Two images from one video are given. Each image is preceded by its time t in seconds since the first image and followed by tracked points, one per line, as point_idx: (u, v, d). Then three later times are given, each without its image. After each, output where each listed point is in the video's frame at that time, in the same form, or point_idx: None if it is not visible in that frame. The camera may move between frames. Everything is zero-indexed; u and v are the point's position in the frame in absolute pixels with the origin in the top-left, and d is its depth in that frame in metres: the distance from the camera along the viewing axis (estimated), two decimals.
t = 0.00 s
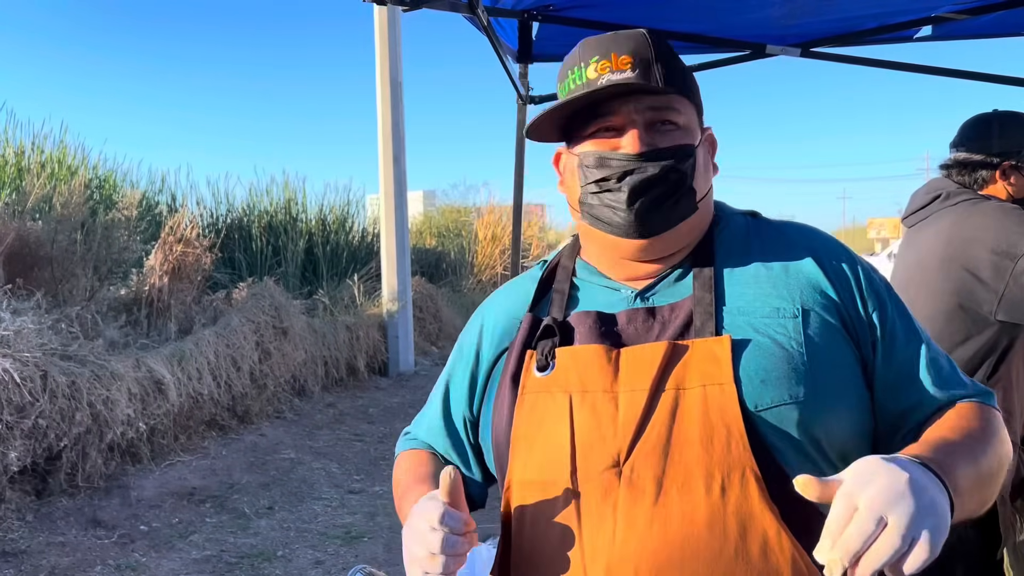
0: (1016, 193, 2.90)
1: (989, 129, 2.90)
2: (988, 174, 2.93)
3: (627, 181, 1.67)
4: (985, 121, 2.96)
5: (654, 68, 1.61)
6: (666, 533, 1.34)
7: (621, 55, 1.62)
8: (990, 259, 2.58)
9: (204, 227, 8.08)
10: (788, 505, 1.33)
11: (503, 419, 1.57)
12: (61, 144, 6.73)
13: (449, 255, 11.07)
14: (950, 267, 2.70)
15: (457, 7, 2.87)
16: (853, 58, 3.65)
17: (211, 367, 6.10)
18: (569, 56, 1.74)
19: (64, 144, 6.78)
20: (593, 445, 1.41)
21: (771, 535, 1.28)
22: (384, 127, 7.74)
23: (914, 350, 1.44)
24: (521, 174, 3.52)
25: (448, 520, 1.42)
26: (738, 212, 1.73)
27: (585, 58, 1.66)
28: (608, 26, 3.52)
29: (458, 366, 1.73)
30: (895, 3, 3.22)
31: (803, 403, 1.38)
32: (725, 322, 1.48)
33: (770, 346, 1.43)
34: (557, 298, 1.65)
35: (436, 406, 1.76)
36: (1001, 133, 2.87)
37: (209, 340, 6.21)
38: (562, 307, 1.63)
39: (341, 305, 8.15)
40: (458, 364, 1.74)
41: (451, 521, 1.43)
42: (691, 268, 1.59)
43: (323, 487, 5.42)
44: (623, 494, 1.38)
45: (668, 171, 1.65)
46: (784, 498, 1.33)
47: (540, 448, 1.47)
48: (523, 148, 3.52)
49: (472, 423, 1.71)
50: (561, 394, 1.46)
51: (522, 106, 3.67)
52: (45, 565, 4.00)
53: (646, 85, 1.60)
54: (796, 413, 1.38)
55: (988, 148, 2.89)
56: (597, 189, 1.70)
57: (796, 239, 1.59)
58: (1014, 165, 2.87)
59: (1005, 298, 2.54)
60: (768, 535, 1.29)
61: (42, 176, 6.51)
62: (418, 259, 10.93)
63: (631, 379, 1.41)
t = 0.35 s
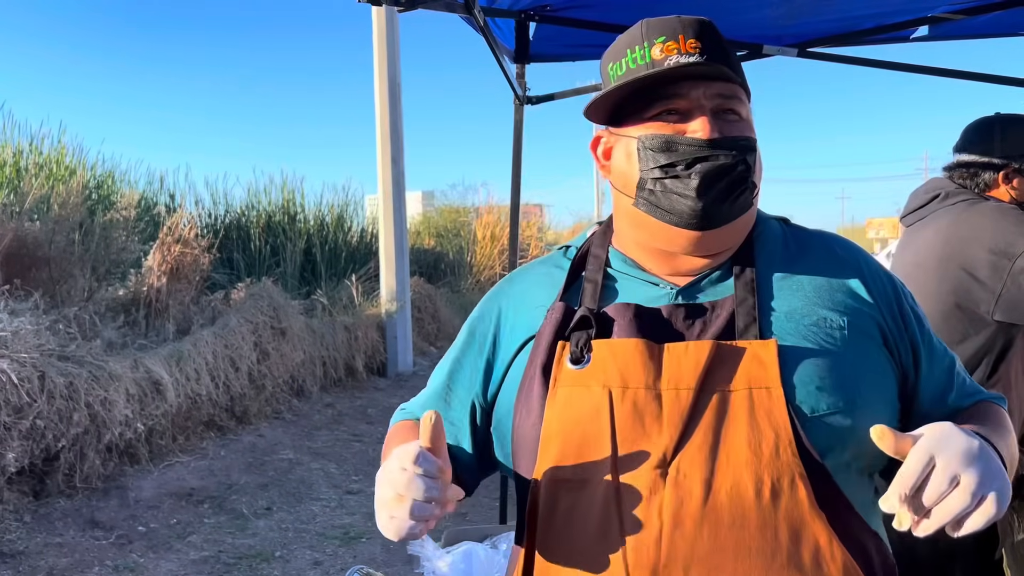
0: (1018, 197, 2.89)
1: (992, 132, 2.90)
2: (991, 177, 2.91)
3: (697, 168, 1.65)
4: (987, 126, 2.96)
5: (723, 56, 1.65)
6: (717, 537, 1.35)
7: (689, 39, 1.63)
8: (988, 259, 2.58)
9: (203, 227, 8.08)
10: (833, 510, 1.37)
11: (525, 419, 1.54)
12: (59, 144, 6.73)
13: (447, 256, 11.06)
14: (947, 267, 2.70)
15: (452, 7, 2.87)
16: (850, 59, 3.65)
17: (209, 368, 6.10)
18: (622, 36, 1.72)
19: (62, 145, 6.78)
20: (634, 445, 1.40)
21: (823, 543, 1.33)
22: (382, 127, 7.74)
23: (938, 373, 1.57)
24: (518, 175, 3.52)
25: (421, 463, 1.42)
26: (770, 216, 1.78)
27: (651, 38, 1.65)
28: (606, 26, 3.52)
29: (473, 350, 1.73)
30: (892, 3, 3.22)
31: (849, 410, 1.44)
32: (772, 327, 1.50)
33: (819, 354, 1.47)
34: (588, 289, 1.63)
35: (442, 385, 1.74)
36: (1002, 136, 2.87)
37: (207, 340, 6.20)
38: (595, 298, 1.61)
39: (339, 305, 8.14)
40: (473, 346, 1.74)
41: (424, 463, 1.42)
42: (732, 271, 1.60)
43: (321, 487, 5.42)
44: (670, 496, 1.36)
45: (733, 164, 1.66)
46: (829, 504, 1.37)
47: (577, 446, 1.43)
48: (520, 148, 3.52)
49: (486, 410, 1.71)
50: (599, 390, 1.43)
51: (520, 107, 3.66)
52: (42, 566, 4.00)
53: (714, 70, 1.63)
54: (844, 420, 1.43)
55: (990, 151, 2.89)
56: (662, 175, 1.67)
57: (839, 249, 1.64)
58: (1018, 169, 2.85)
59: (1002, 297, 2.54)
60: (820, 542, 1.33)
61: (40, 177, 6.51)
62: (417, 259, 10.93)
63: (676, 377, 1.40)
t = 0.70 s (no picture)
0: (1014, 195, 2.91)
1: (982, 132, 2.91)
2: (986, 177, 2.92)
3: (633, 183, 1.68)
4: (979, 124, 2.97)
5: (655, 61, 1.62)
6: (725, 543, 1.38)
7: (620, 53, 1.64)
8: (983, 260, 2.59)
9: (200, 227, 8.08)
10: (843, 519, 1.40)
11: (524, 422, 1.56)
12: (56, 145, 6.72)
13: (445, 256, 11.06)
14: (944, 268, 2.71)
15: (449, 8, 2.88)
16: (846, 59, 3.66)
17: (207, 369, 6.10)
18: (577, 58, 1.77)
19: (60, 146, 6.77)
20: (644, 450, 1.43)
21: (833, 552, 1.36)
22: (380, 127, 7.74)
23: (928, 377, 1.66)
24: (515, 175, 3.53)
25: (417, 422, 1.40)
26: (768, 218, 1.79)
27: (588, 61, 1.70)
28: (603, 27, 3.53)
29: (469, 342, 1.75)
30: (888, 4, 3.23)
31: (860, 414, 1.48)
32: (781, 332, 1.54)
33: (829, 360, 1.51)
34: (593, 290, 1.69)
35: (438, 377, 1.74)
36: (994, 136, 2.88)
37: (205, 341, 6.21)
38: (600, 300, 1.67)
39: (337, 305, 8.14)
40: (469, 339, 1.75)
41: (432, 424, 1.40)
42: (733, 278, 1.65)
43: (320, 488, 5.42)
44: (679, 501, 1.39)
45: (684, 166, 1.67)
46: (840, 513, 1.40)
47: (590, 453, 1.47)
48: (517, 148, 3.53)
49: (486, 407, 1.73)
50: (608, 394, 1.47)
51: (517, 107, 3.67)
52: (40, 566, 4.00)
53: (643, 80, 1.62)
54: (855, 424, 1.48)
55: (983, 152, 2.90)
56: (606, 195, 1.72)
57: (840, 256, 1.69)
58: (1010, 168, 2.87)
59: (998, 298, 2.55)
60: (830, 551, 1.36)
61: (37, 177, 6.50)
62: (414, 260, 10.93)
63: (688, 384, 1.44)
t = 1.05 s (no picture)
0: (1008, 192, 2.95)
1: (974, 131, 2.94)
2: (980, 176, 2.95)
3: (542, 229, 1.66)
4: (969, 124, 3.00)
5: (545, 105, 1.60)
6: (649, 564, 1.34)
7: (516, 105, 1.64)
8: (981, 259, 2.60)
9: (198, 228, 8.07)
10: (772, 528, 1.30)
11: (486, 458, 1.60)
12: (53, 146, 6.70)
13: (442, 257, 11.07)
14: (942, 268, 2.71)
15: (447, 9, 2.88)
16: (842, 59, 3.67)
17: (204, 370, 6.09)
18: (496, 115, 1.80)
19: (56, 147, 6.76)
20: (576, 474, 1.42)
21: (754, 563, 1.27)
22: (377, 127, 7.75)
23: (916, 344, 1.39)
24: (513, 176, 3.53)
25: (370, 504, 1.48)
26: (711, 216, 1.71)
27: (495, 116, 1.71)
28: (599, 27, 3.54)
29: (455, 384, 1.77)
30: (884, 4, 3.24)
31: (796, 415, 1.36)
32: (704, 336, 1.46)
33: (756, 357, 1.40)
34: (539, 324, 1.69)
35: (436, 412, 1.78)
36: (986, 134, 2.91)
37: (202, 342, 6.20)
38: (544, 332, 1.66)
39: (335, 306, 8.14)
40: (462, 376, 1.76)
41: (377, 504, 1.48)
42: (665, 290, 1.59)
43: (317, 489, 5.42)
44: (604, 524, 1.38)
45: (588, 202, 1.62)
46: (772, 533, 1.30)
47: (529, 478, 1.48)
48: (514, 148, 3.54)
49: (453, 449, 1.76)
50: (545, 419, 1.46)
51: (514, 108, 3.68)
52: (38, 568, 3.99)
53: (536, 129, 1.60)
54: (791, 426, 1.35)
55: (977, 151, 2.93)
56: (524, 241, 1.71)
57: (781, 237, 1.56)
58: (1004, 165, 2.91)
59: (995, 297, 2.56)
60: (751, 564, 1.27)
61: (34, 179, 6.48)
62: (412, 261, 10.93)
63: (610, 405, 1.40)
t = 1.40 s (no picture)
0: (1004, 192, 2.93)
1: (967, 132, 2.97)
2: (974, 176, 2.97)
3: (558, 195, 1.68)
4: (963, 125, 3.03)
5: (574, 80, 1.60)
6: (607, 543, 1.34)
7: (545, 77, 1.65)
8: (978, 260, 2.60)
9: (195, 230, 8.06)
10: (733, 515, 1.25)
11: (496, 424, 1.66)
12: (49, 148, 6.68)
13: (440, 258, 11.07)
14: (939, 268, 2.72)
15: (446, 9, 2.88)
16: (841, 59, 3.69)
17: (202, 371, 6.08)
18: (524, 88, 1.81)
19: (52, 148, 6.73)
20: (554, 453, 1.44)
21: (707, 548, 1.23)
22: (375, 128, 7.75)
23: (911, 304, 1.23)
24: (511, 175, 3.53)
25: (428, 448, 1.58)
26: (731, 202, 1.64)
27: (524, 86, 1.72)
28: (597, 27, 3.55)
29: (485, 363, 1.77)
30: (883, 4, 3.26)
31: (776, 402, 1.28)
32: (688, 319, 1.41)
33: (738, 344, 1.33)
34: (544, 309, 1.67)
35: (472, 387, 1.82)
36: (981, 135, 2.94)
37: (200, 343, 6.19)
38: (547, 318, 1.64)
39: (332, 308, 8.13)
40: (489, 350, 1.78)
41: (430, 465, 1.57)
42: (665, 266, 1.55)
43: (315, 490, 5.40)
44: (570, 500, 1.40)
45: (605, 174, 1.62)
46: (731, 526, 1.25)
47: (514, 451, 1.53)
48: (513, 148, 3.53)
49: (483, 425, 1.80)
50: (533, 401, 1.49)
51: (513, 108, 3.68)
52: (35, 570, 3.98)
53: (564, 98, 1.60)
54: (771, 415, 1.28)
55: (971, 150, 2.96)
56: (540, 210, 1.72)
57: (776, 216, 1.46)
58: (1000, 165, 2.91)
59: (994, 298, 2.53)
60: (703, 552, 1.24)
61: (31, 180, 6.47)
62: (409, 262, 10.93)
63: (591, 386, 1.40)
